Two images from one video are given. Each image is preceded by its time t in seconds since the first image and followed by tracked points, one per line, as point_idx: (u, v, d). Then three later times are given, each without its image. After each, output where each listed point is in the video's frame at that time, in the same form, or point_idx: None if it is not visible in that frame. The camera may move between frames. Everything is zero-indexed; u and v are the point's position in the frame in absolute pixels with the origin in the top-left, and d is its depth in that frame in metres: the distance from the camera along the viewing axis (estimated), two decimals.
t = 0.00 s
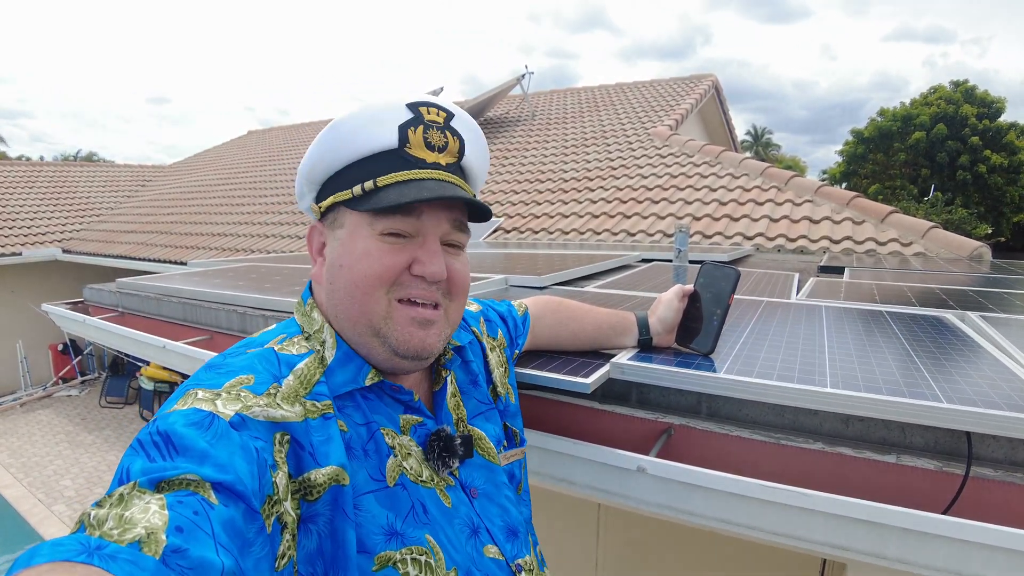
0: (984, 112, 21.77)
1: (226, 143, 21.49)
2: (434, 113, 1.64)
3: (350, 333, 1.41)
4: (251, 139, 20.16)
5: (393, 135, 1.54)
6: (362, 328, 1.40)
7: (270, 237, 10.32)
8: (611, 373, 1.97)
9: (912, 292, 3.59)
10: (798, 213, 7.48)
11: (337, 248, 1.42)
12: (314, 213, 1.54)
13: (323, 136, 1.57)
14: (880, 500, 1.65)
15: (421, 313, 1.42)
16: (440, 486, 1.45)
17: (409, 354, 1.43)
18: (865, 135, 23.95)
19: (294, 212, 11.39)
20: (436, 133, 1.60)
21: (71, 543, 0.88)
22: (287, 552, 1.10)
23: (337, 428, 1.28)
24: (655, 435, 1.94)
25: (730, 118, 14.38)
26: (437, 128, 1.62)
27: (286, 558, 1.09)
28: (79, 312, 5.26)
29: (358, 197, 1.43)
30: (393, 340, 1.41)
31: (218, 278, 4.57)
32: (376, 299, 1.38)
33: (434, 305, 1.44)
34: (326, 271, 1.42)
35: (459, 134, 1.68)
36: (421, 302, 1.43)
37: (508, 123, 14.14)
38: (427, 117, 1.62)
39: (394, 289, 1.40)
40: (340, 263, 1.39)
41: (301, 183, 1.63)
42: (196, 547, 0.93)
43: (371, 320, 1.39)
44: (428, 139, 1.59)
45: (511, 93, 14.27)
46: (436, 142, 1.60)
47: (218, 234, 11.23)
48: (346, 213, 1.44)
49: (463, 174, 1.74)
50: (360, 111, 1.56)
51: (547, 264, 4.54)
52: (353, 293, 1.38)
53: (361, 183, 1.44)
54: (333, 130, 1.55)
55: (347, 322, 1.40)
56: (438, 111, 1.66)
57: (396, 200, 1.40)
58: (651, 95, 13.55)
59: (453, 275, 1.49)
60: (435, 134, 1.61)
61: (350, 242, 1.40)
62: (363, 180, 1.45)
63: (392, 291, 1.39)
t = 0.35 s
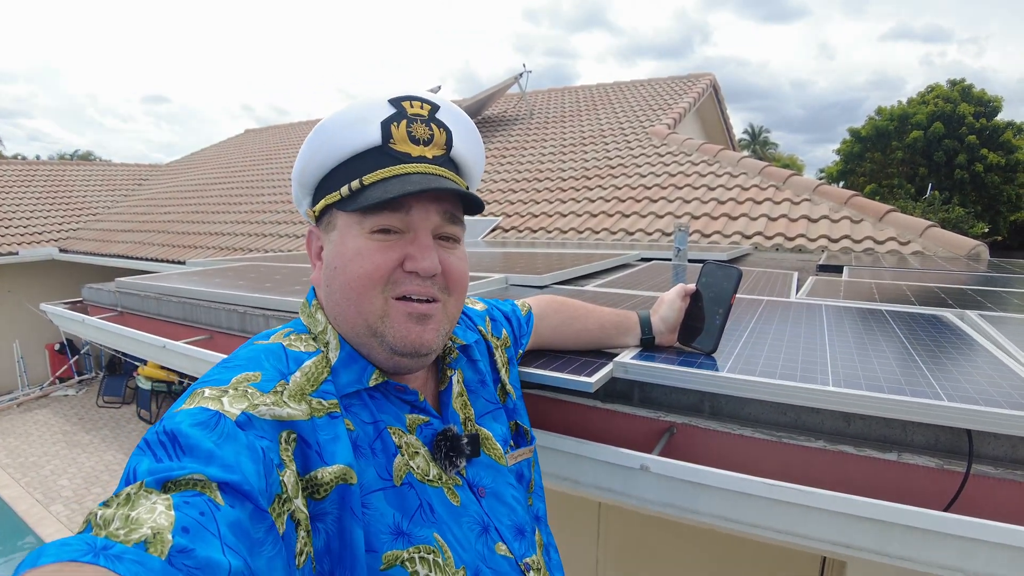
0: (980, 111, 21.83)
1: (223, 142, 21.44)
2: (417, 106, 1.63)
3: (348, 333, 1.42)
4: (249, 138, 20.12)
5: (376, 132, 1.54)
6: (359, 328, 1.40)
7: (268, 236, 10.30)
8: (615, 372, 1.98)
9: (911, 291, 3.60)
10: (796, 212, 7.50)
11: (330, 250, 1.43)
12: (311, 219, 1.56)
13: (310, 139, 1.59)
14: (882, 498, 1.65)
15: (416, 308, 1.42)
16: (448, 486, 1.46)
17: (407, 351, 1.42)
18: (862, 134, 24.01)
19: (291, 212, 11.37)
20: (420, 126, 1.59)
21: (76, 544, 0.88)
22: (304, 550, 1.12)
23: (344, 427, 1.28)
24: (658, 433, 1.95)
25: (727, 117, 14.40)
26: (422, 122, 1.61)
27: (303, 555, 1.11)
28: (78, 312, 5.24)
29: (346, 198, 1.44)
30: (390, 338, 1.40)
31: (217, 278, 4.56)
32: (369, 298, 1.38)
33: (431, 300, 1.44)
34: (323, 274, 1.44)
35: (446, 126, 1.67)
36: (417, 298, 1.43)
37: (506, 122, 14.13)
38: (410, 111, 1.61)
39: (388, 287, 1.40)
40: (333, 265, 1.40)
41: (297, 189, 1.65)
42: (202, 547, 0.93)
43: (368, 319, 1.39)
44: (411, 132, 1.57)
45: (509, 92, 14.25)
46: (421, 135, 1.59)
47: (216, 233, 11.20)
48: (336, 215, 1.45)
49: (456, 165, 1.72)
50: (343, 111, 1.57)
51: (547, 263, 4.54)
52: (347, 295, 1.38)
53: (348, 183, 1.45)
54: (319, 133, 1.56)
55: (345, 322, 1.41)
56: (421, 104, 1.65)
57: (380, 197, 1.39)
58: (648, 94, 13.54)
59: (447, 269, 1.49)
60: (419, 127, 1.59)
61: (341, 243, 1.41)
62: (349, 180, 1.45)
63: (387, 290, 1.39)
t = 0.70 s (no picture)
0: (976, 111, 21.90)
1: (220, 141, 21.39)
2: (415, 101, 1.63)
3: (345, 328, 1.41)
4: (245, 137, 20.08)
5: (374, 126, 1.54)
6: (356, 322, 1.40)
7: (265, 235, 10.28)
8: (610, 367, 1.99)
9: (905, 288, 3.62)
10: (792, 210, 7.52)
11: (329, 244, 1.42)
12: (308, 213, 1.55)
13: (308, 133, 1.59)
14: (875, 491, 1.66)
15: (413, 303, 1.42)
16: (447, 478, 1.46)
17: (405, 345, 1.42)
18: (858, 134, 24.06)
19: (288, 211, 11.35)
20: (417, 121, 1.59)
21: (75, 535, 0.88)
22: (296, 541, 1.11)
23: (342, 418, 1.28)
24: (655, 427, 1.96)
25: (724, 116, 14.42)
26: (419, 117, 1.61)
27: (294, 547, 1.10)
28: (74, 311, 5.23)
29: (343, 192, 1.44)
30: (387, 333, 1.40)
31: (214, 276, 4.55)
32: (367, 293, 1.38)
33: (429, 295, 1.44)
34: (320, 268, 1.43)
35: (444, 120, 1.67)
36: (414, 294, 1.43)
37: (503, 121, 14.14)
38: (408, 106, 1.61)
39: (386, 282, 1.40)
40: (330, 259, 1.40)
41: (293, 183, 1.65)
42: (200, 539, 0.93)
43: (365, 314, 1.39)
44: (408, 127, 1.58)
45: (506, 91, 14.25)
46: (418, 130, 1.59)
47: (212, 233, 11.18)
48: (333, 210, 1.45)
49: (454, 160, 1.73)
50: (341, 105, 1.56)
51: (544, 261, 4.55)
52: (345, 289, 1.38)
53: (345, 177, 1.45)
54: (315, 127, 1.56)
55: (342, 317, 1.41)
56: (419, 99, 1.65)
57: (378, 191, 1.39)
58: (645, 94, 13.54)
59: (445, 264, 1.49)
60: (417, 122, 1.60)
61: (340, 237, 1.41)
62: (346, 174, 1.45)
63: (385, 285, 1.40)
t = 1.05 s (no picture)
0: (973, 110, 21.93)
1: (216, 141, 21.33)
2: (399, 98, 1.60)
3: (328, 330, 1.39)
4: (243, 137, 20.04)
5: (356, 124, 1.52)
6: (339, 325, 1.38)
7: (262, 235, 10.25)
8: (602, 368, 1.97)
9: (901, 288, 3.60)
10: (789, 210, 7.51)
11: (311, 245, 1.40)
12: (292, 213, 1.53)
13: (290, 131, 1.57)
14: (870, 493, 1.65)
15: (397, 306, 1.40)
16: (434, 482, 1.44)
17: (389, 348, 1.40)
18: (855, 133, 24.09)
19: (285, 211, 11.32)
20: (401, 118, 1.56)
21: (47, 548, 0.86)
22: (268, 549, 1.10)
23: (326, 424, 1.26)
24: (647, 429, 1.94)
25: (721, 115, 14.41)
26: (403, 114, 1.59)
27: (265, 556, 1.09)
28: (67, 311, 5.20)
29: (326, 192, 1.41)
30: (370, 335, 1.38)
31: (208, 276, 4.53)
32: (350, 295, 1.36)
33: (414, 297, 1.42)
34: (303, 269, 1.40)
35: (429, 117, 1.64)
36: (398, 295, 1.41)
37: (500, 121, 14.12)
38: (391, 103, 1.58)
39: (370, 284, 1.38)
40: (313, 260, 1.38)
41: (278, 182, 1.63)
42: (175, 552, 0.91)
43: (347, 317, 1.37)
44: (392, 125, 1.55)
45: (503, 91, 14.23)
46: (401, 127, 1.56)
47: (208, 233, 11.14)
48: (316, 210, 1.43)
49: (439, 157, 1.70)
50: (322, 103, 1.54)
51: (539, 261, 4.53)
52: (327, 291, 1.36)
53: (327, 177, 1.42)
54: (297, 127, 1.55)
55: (325, 319, 1.39)
56: (403, 96, 1.62)
57: (361, 191, 1.37)
58: (642, 93, 13.53)
59: (431, 265, 1.47)
60: (401, 119, 1.57)
61: (322, 238, 1.38)
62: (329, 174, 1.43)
63: (368, 287, 1.37)
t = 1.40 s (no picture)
0: (972, 110, 21.95)
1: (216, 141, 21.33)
2: (410, 101, 1.60)
3: (337, 331, 1.40)
4: (243, 137, 20.05)
5: (367, 127, 1.51)
6: (349, 328, 1.38)
7: (262, 235, 10.25)
8: (603, 366, 1.98)
9: (901, 287, 3.60)
10: (789, 209, 7.51)
11: (321, 248, 1.38)
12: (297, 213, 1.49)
13: (298, 131, 1.55)
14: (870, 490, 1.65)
15: (408, 311, 1.40)
16: (435, 481, 1.44)
17: (400, 351, 1.42)
18: (855, 133, 24.11)
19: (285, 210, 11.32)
20: (412, 122, 1.56)
21: (54, 543, 0.86)
22: (275, 548, 1.10)
23: (329, 422, 1.27)
24: (647, 427, 1.94)
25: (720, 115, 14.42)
26: (414, 118, 1.58)
27: (273, 555, 1.09)
28: (68, 310, 5.20)
29: (336, 197, 1.39)
30: (381, 339, 1.39)
31: (208, 275, 4.53)
32: (361, 300, 1.36)
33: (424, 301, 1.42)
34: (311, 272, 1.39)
35: (440, 121, 1.63)
36: (408, 301, 1.41)
37: (500, 120, 14.12)
38: (402, 106, 1.58)
39: (380, 288, 1.37)
40: (322, 264, 1.37)
41: (282, 181, 1.62)
42: (181, 550, 0.92)
43: (358, 321, 1.37)
44: (404, 129, 1.54)
45: (503, 90, 14.23)
46: (412, 131, 1.56)
47: (208, 233, 11.14)
48: (325, 213, 1.41)
49: (446, 160, 1.70)
50: (332, 105, 1.53)
51: (540, 260, 4.53)
52: (337, 296, 1.35)
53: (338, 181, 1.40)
54: (305, 127, 1.53)
55: (334, 322, 1.39)
56: (414, 98, 1.61)
57: (373, 197, 1.36)
58: (642, 93, 13.53)
59: (441, 270, 1.47)
60: (412, 123, 1.57)
61: (332, 243, 1.37)
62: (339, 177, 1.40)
63: (379, 292, 1.37)
